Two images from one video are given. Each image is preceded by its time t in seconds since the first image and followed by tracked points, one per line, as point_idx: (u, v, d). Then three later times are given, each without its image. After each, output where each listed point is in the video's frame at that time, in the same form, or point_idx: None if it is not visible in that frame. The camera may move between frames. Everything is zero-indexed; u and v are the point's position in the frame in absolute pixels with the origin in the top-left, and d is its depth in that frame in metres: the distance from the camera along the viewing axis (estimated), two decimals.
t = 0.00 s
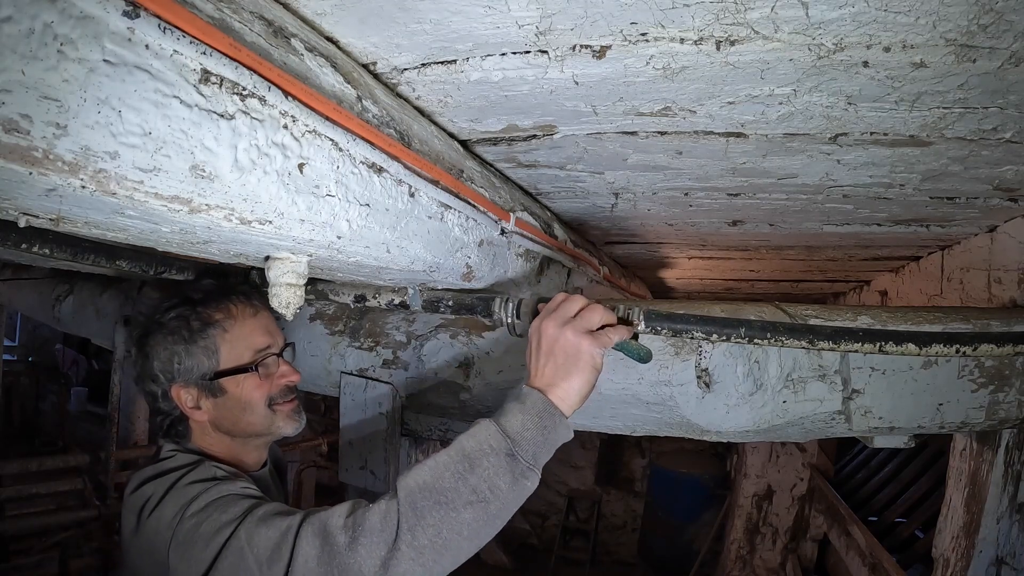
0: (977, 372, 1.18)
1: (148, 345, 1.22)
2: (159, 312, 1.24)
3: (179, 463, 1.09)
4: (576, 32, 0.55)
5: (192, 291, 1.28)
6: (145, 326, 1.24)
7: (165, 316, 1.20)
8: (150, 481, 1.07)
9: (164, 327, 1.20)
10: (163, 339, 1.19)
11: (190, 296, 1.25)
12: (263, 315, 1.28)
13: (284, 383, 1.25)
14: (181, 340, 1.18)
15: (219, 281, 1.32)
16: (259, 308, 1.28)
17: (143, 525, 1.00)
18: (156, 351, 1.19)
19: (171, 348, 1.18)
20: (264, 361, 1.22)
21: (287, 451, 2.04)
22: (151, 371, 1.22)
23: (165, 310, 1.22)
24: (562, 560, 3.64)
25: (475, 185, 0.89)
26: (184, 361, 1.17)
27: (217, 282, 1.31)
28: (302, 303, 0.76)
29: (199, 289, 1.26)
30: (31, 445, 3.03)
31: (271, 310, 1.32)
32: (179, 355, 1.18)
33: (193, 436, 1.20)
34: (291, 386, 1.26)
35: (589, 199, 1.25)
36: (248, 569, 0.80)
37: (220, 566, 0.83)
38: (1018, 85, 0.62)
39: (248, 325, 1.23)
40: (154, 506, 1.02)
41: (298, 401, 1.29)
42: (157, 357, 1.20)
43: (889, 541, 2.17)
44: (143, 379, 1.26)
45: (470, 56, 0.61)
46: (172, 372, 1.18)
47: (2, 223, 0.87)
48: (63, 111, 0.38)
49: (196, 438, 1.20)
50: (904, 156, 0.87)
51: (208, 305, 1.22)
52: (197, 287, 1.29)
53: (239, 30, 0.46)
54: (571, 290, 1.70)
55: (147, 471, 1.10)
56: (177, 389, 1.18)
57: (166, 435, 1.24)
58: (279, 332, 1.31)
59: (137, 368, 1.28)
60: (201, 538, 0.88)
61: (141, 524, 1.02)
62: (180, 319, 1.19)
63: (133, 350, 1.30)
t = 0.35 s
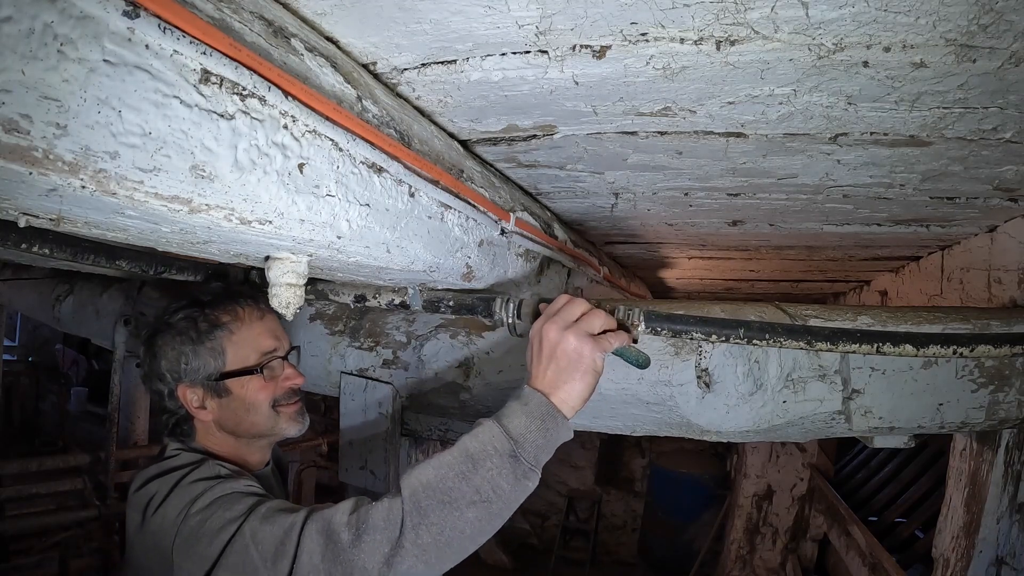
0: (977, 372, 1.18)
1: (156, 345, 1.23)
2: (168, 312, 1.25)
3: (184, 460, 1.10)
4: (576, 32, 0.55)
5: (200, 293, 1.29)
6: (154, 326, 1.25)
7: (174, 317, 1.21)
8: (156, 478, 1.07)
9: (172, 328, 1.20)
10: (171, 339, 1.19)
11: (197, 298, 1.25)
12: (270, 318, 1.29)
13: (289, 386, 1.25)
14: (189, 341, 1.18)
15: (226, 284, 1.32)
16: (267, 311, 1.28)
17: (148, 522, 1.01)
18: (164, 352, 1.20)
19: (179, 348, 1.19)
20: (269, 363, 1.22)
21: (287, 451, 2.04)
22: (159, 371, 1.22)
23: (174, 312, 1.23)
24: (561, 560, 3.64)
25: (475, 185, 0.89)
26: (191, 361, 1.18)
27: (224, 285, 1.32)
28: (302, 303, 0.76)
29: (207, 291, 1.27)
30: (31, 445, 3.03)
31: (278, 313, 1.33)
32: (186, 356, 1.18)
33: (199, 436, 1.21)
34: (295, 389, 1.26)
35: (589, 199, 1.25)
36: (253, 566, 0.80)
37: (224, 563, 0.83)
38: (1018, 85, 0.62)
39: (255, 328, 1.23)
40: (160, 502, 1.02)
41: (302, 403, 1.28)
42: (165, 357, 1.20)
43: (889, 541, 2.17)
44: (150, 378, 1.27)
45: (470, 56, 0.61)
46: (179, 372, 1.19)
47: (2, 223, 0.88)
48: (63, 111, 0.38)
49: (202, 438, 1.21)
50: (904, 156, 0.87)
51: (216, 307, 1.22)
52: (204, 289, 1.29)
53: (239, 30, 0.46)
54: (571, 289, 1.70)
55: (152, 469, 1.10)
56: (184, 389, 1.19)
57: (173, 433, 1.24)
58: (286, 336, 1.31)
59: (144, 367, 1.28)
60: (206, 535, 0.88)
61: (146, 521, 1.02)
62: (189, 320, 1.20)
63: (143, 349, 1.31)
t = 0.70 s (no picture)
0: (977, 372, 1.18)
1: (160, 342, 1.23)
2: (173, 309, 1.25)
3: (189, 455, 1.10)
4: (576, 32, 0.55)
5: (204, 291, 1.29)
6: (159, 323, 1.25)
7: (179, 313, 1.21)
8: (161, 471, 1.08)
9: (177, 324, 1.21)
10: (175, 335, 1.20)
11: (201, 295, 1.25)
12: (273, 315, 1.28)
13: (291, 380, 1.25)
14: (192, 337, 1.19)
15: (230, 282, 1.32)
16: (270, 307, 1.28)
17: (153, 514, 1.01)
18: (168, 348, 1.20)
19: (183, 344, 1.19)
20: (270, 360, 1.23)
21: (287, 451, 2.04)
22: (163, 366, 1.23)
23: (178, 308, 1.23)
24: (561, 560, 3.64)
25: (475, 185, 0.89)
26: (194, 356, 1.18)
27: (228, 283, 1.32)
28: (302, 303, 0.76)
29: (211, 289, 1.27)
30: (31, 445, 3.03)
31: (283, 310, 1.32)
32: (189, 352, 1.18)
33: (201, 430, 1.21)
34: (296, 385, 1.27)
35: (589, 199, 1.25)
36: (253, 558, 0.80)
37: (224, 553, 0.83)
38: (1018, 85, 0.62)
39: (257, 325, 1.23)
40: (165, 493, 1.02)
41: (302, 400, 1.28)
42: (169, 353, 1.21)
43: (889, 541, 2.17)
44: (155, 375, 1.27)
45: (470, 56, 0.61)
46: (182, 366, 1.19)
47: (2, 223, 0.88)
48: (63, 111, 0.38)
49: (204, 432, 1.21)
50: (904, 156, 0.87)
51: (220, 304, 1.22)
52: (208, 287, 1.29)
53: (239, 30, 0.46)
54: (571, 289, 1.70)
55: (158, 462, 1.10)
56: (186, 383, 1.19)
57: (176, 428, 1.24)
58: (288, 333, 1.31)
59: (149, 363, 1.29)
60: (210, 525, 0.88)
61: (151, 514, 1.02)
62: (193, 316, 1.20)
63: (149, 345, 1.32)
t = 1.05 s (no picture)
0: (977, 372, 1.18)
1: (163, 345, 1.23)
2: (176, 310, 1.25)
3: (195, 456, 1.09)
4: (576, 32, 0.55)
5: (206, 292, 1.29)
6: (162, 325, 1.25)
7: (182, 315, 1.21)
8: (168, 473, 1.07)
9: (180, 326, 1.21)
10: (178, 337, 1.20)
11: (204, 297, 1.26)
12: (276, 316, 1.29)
13: (295, 381, 1.25)
14: (196, 339, 1.19)
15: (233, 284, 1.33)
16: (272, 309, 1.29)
17: (161, 516, 1.01)
18: (172, 350, 1.21)
19: (186, 346, 1.19)
20: (275, 361, 1.23)
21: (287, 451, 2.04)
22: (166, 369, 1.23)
23: (181, 310, 1.23)
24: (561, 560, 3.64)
25: (475, 185, 0.89)
26: (198, 358, 1.18)
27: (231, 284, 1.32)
28: (302, 303, 0.76)
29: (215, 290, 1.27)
30: (31, 445, 3.03)
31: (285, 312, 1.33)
32: (193, 353, 1.19)
33: (205, 432, 1.22)
34: (300, 385, 1.27)
35: (590, 199, 1.25)
36: (264, 563, 0.80)
37: (235, 558, 0.83)
38: (1018, 85, 0.62)
39: (260, 326, 1.24)
40: (174, 496, 1.02)
41: (307, 401, 1.29)
42: (172, 355, 1.21)
43: (889, 541, 2.17)
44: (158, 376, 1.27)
45: (470, 56, 0.61)
46: (186, 369, 1.19)
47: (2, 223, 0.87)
48: (63, 111, 0.38)
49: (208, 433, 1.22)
50: (904, 156, 0.87)
51: (223, 306, 1.23)
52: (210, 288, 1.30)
53: (239, 30, 0.46)
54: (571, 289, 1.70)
55: (165, 464, 1.10)
56: (190, 386, 1.19)
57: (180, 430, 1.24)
58: (291, 334, 1.31)
59: (152, 364, 1.29)
60: (221, 527, 0.88)
61: (158, 515, 1.02)
62: (195, 318, 1.20)
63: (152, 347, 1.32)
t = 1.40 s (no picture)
0: (977, 372, 1.18)
1: (166, 348, 1.24)
2: (180, 314, 1.26)
3: (199, 457, 1.09)
4: (576, 32, 0.55)
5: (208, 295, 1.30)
6: (165, 327, 1.26)
7: (185, 319, 1.22)
8: (171, 475, 1.07)
9: (183, 329, 1.22)
10: (181, 341, 1.21)
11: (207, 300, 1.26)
12: (278, 320, 1.30)
13: (295, 384, 1.27)
14: (199, 342, 1.20)
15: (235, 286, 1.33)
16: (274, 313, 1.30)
17: (165, 518, 1.00)
18: (175, 353, 1.21)
19: (190, 349, 1.20)
20: (276, 363, 1.24)
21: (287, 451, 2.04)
22: (168, 371, 1.23)
23: (185, 314, 1.24)
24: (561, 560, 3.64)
25: (475, 185, 0.89)
26: (201, 361, 1.19)
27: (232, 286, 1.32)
28: (303, 303, 0.76)
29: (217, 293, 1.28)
30: (31, 445, 3.02)
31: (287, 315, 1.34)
32: (196, 357, 1.19)
33: (205, 433, 1.22)
34: (301, 388, 1.29)
35: (589, 199, 1.25)
36: (270, 566, 0.80)
37: (241, 560, 0.83)
38: (1018, 85, 0.62)
39: (262, 329, 1.25)
40: (177, 498, 1.02)
41: (306, 403, 1.31)
42: (175, 358, 1.21)
43: (889, 540, 2.17)
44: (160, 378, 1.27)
45: (470, 56, 0.61)
46: (188, 371, 1.20)
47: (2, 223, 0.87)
48: (63, 111, 0.38)
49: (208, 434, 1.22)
50: (904, 156, 0.87)
51: (226, 309, 1.23)
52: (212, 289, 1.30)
53: (239, 30, 0.46)
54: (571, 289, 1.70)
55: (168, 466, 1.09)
56: (192, 388, 1.19)
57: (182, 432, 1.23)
58: (293, 337, 1.32)
59: (154, 365, 1.29)
60: (227, 529, 0.88)
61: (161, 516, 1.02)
62: (199, 321, 1.21)
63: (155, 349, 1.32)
